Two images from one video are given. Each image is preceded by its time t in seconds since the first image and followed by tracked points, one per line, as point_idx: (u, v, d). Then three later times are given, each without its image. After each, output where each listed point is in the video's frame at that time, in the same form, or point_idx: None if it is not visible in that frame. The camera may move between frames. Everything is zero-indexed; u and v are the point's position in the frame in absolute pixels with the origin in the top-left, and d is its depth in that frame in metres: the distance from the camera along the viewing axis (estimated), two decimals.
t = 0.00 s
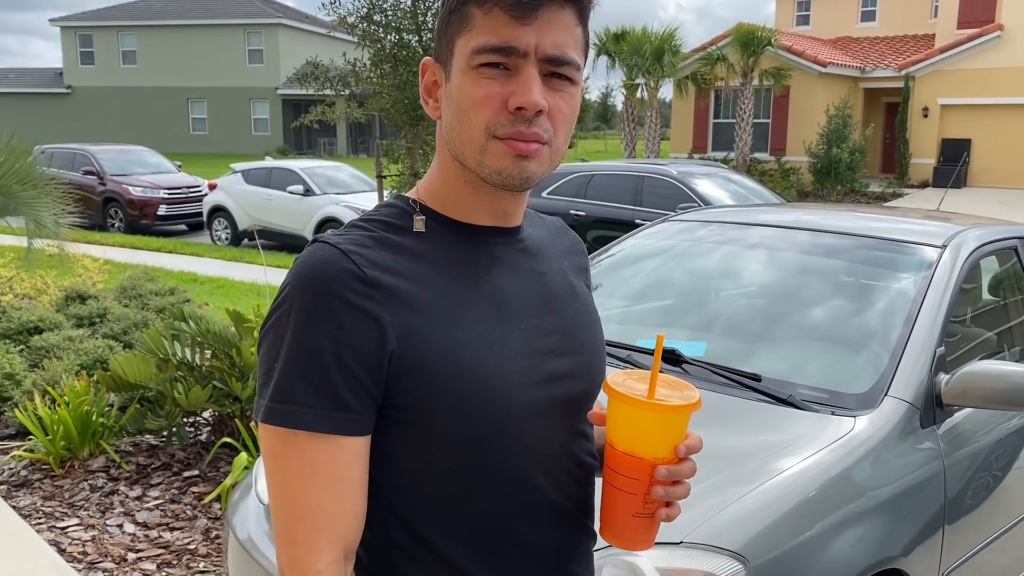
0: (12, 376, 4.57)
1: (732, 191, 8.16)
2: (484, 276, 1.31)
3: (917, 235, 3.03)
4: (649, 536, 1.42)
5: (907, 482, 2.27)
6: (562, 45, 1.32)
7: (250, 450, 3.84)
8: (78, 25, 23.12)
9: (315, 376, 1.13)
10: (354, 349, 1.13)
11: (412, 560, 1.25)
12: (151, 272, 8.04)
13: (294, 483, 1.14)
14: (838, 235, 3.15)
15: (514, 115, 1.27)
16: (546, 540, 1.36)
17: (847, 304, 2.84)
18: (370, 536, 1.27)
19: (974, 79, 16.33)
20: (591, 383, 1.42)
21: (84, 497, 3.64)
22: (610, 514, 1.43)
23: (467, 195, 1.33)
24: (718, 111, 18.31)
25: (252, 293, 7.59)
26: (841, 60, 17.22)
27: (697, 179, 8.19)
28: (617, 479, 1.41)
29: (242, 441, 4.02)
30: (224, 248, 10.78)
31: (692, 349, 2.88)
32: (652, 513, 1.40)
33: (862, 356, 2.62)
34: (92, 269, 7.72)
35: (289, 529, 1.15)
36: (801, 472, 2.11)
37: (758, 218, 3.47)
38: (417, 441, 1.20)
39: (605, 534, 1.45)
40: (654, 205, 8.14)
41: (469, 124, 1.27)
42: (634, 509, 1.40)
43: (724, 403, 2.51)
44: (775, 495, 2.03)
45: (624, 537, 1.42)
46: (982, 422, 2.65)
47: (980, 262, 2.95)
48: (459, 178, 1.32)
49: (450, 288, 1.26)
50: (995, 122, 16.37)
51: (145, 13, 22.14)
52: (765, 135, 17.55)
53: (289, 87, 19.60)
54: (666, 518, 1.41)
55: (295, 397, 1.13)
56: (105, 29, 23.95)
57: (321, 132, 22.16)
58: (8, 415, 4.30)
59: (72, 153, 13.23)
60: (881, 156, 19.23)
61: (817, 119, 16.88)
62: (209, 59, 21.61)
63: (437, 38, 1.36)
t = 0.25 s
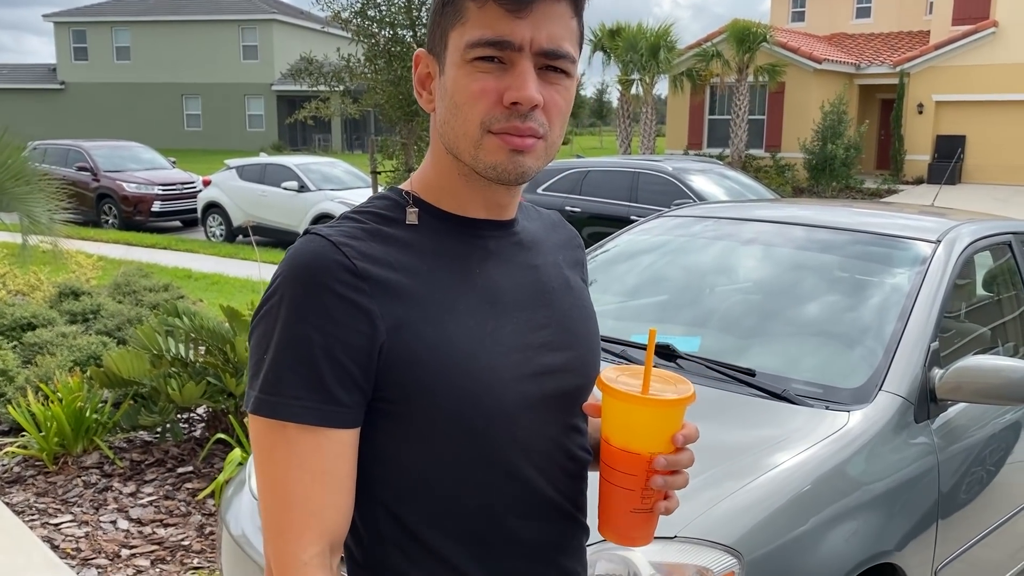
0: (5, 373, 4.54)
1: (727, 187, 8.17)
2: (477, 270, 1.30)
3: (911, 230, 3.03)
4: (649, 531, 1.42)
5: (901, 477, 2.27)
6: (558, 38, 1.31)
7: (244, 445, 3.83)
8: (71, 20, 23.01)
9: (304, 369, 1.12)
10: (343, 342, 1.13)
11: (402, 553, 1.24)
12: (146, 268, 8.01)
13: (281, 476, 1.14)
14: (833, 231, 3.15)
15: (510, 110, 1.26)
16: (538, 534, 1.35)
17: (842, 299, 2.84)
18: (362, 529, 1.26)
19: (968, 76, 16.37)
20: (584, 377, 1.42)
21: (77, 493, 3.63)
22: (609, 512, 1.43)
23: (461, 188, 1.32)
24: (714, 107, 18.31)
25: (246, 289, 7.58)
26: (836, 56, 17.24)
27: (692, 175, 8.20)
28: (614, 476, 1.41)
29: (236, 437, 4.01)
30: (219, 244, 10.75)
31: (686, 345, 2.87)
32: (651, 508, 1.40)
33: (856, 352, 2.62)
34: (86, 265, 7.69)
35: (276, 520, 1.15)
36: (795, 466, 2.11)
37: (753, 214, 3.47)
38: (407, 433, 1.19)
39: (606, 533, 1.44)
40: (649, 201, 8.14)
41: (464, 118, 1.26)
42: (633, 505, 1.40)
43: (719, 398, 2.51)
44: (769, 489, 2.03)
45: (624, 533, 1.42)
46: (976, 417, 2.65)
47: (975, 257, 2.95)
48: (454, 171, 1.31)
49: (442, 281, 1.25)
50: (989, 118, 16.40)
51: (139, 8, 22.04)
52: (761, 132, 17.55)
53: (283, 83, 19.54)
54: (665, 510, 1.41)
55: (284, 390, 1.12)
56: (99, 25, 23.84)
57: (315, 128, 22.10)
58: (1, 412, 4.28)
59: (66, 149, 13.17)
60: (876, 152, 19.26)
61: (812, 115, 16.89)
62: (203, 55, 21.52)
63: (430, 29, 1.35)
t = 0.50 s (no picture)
0: None
1: (721, 185, 8.18)
2: (470, 267, 1.30)
3: (904, 228, 3.04)
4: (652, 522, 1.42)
5: (894, 474, 2.28)
6: (558, 44, 1.30)
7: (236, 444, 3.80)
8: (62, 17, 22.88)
9: (295, 367, 1.11)
10: (334, 341, 1.12)
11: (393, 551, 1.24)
12: (137, 266, 7.98)
13: (270, 473, 1.13)
14: (826, 229, 3.15)
15: (508, 116, 1.25)
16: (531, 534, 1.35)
17: (834, 298, 2.85)
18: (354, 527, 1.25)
19: (960, 74, 16.42)
20: (578, 375, 1.41)
21: (69, 492, 3.61)
22: (609, 508, 1.42)
23: (457, 189, 1.32)
24: (707, 105, 18.33)
25: (239, 287, 7.55)
26: (829, 55, 17.28)
27: (685, 173, 8.20)
28: (612, 471, 1.41)
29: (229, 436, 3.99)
30: (211, 241, 10.71)
31: (680, 343, 2.87)
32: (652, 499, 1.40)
33: (849, 350, 2.62)
34: (77, 263, 7.65)
35: (265, 517, 1.14)
36: (788, 464, 2.12)
37: (746, 212, 3.47)
38: (399, 431, 1.19)
39: (608, 529, 1.44)
40: (642, 199, 8.14)
41: (461, 122, 1.26)
42: (632, 499, 1.39)
43: (713, 396, 2.51)
44: (762, 487, 2.03)
45: (627, 527, 1.42)
46: (968, 414, 2.65)
47: (967, 255, 2.96)
48: (450, 172, 1.31)
49: (435, 278, 1.24)
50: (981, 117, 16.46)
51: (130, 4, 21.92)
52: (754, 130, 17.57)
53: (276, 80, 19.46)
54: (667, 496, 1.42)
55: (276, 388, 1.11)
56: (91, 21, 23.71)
57: (308, 125, 22.02)
58: None
59: (57, 146, 13.09)
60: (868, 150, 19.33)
61: (805, 113, 16.92)
62: (195, 52, 21.41)
63: (430, 28, 1.34)
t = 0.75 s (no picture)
0: None
1: (712, 184, 8.20)
2: (465, 268, 1.30)
3: (895, 228, 3.05)
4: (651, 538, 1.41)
5: (886, 473, 2.29)
6: (553, 42, 1.30)
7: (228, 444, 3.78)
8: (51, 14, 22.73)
9: (288, 367, 1.10)
10: (328, 340, 1.11)
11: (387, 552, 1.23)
12: (127, 266, 7.93)
13: (261, 473, 1.12)
14: (817, 228, 3.16)
15: (505, 115, 1.25)
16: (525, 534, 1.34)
17: (826, 297, 2.86)
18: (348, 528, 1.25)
19: (950, 75, 16.51)
20: (574, 375, 1.41)
21: (59, 493, 3.59)
22: (609, 528, 1.41)
23: (454, 189, 1.31)
24: (698, 105, 18.36)
25: (230, 286, 7.53)
26: (820, 55, 17.34)
27: (676, 172, 8.22)
28: (610, 491, 1.40)
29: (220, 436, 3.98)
30: (202, 241, 10.66)
31: (672, 342, 2.87)
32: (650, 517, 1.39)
33: (841, 349, 2.63)
34: (67, 262, 7.61)
35: (257, 518, 1.13)
36: (781, 464, 2.12)
37: (738, 211, 3.48)
38: (394, 431, 1.18)
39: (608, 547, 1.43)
40: (634, 199, 8.16)
41: (458, 121, 1.25)
42: (632, 517, 1.39)
43: (706, 395, 2.51)
44: (755, 487, 2.03)
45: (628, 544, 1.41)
46: (960, 414, 2.67)
47: (958, 254, 2.97)
48: (447, 171, 1.30)
49: (430, 278, 1.24)
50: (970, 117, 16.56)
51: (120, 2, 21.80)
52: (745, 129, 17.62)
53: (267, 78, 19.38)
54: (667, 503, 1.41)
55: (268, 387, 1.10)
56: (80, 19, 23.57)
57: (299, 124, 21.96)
58: None
59: (47, 144, 13.01)
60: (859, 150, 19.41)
61: (796, 113, 16.97)
62: (185, 50, 21.30)
63: (424, 28, 1.33)
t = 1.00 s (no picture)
0: None
1: (705, 185, 8.21)
2: (465, 273, 1.29)
3: (888, 230, 3.06)
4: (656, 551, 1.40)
5: (881, 475, 2.30)
6: (553, 42, 1.30)
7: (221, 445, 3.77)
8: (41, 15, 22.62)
9: (292, 373, 1.10)
10: (331, 345, 1.11)
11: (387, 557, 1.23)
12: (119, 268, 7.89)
13: (263, 476, 1.11)
14: (810, 230, 3.16)
15: (509, 116, 1.25)
16: (525, 539, 1.34)
17: (819, 299, 2.87)
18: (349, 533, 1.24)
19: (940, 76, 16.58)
20: (574, 380, 1.41)
21: (51, 496, 3.57)
22: (612, 542, 1.40)
23: (456, 192, 1.31)
24: (691, 106, 18.40)
25: (223, 287, 7.50)
26: (812, 56, 17.40)
27: (669, 173, 8.23)
28: (613, 504, 1.39)
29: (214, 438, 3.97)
30: (194, 242, 10.62)
31: (667, 344, 2.87)
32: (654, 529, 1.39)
33: (835, 351, 2.64)
34: (58, 264, 7.57)
35: (258, 523, 1.12)
36: (777, 466, 2.13)
37: (731, 213, 3.48)
38: (396, 436, 1.18)
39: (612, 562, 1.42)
40: (627, 200, 8.16)
41: (462, 124, 1.25)
42: (636, 530, 1.38)
43: (701, 398, 2.52)
44: (751, 489, 2.04)
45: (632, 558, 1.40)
46: (952, 415, 2.68)
47: (951, 257, 2.99)
48: (450, 174, 1.30)
49: (430, 284, 1.24)
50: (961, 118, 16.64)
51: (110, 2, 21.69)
52: (737, 130, 17.66)
53: (258, 79, 19.31)
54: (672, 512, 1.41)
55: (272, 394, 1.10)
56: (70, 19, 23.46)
57: (292, 125, 21.91)
58: None
59: (37, 145, 12.93)
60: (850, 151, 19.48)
61: (787, 114, 17.02)
62: (176, 51, 21.21)
63: (421, 32, 1.33)
